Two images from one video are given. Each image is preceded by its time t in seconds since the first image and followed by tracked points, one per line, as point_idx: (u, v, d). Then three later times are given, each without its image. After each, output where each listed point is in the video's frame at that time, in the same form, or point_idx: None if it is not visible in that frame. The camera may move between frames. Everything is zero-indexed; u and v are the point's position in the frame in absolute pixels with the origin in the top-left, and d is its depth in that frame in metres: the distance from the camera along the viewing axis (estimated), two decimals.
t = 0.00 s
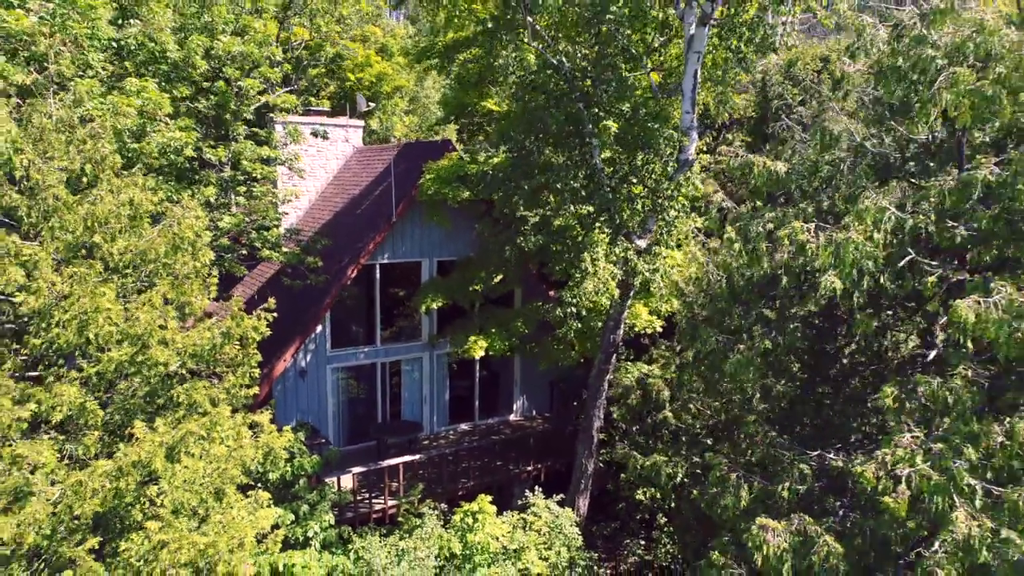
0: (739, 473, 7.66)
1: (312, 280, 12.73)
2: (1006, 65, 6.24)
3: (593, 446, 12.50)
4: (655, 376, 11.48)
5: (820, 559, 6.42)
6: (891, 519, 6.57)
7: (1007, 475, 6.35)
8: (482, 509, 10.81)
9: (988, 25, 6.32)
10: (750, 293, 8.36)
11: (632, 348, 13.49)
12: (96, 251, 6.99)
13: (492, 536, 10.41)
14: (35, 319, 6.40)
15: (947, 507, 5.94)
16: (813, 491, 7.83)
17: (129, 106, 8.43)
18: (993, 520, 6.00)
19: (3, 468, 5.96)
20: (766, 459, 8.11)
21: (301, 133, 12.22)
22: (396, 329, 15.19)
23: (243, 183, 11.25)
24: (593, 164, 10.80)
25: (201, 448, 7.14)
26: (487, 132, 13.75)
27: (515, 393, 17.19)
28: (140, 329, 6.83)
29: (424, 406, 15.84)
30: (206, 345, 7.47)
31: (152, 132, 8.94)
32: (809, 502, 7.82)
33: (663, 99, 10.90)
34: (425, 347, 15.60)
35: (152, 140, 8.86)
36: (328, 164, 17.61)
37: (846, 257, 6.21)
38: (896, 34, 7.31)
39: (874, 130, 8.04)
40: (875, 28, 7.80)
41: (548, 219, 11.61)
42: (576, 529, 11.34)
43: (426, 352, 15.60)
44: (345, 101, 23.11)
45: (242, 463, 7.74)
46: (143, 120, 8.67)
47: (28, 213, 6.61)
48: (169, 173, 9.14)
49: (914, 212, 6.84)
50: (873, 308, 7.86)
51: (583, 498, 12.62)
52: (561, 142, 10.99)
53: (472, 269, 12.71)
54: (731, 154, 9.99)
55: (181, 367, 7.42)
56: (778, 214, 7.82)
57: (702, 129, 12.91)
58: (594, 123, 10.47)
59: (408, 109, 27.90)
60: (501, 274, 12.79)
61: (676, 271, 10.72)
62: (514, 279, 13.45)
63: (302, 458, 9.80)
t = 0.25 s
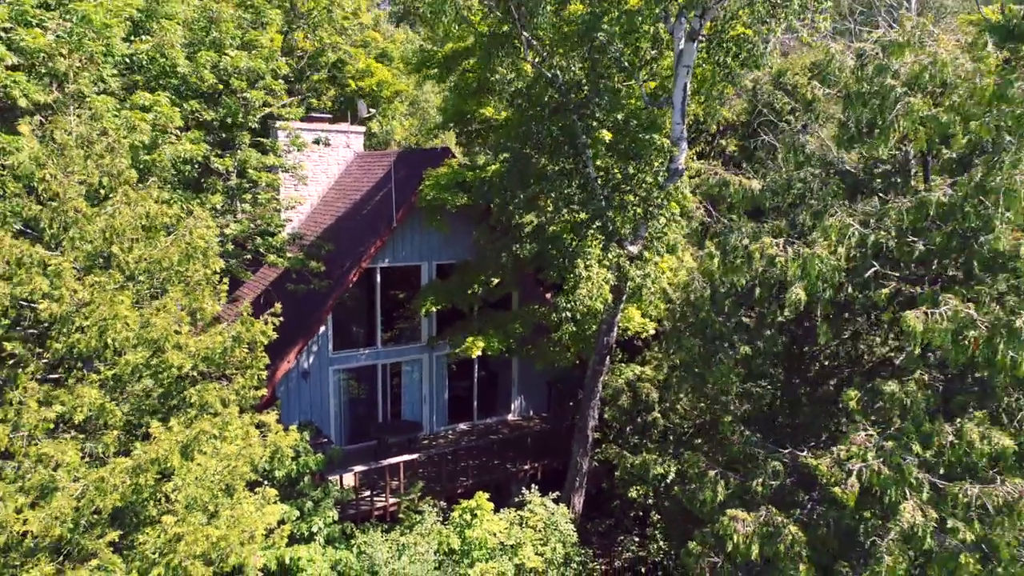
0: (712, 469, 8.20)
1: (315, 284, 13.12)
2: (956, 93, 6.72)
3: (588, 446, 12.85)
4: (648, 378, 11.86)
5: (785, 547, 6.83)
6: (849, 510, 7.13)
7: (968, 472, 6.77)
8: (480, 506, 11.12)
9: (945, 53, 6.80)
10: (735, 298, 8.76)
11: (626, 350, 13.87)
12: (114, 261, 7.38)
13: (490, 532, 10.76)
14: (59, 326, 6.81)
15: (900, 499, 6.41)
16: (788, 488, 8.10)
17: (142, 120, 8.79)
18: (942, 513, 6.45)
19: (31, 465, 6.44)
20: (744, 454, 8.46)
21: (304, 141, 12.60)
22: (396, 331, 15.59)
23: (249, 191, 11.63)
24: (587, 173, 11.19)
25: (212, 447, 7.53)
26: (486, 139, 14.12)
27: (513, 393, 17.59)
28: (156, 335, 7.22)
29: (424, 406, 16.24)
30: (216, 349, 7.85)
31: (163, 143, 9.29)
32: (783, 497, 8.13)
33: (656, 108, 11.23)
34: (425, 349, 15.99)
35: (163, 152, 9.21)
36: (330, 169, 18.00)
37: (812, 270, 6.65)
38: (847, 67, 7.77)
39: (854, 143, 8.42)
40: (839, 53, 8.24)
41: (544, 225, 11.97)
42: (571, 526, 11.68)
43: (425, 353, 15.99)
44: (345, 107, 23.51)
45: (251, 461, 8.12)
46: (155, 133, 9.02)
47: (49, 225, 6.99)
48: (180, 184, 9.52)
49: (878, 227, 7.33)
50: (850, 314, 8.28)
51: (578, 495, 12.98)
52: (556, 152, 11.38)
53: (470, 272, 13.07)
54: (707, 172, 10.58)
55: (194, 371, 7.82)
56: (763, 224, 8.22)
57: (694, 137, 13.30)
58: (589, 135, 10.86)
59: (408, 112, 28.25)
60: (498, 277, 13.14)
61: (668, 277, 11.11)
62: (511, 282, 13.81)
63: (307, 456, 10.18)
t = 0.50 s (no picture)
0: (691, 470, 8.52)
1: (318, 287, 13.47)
2: (921, 115, 7.12)
3: (583, 446, 13.17)
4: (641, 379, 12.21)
5: (758, 537, 7.12)
6: (816, 503, 7.51)
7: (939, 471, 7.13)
8: (478, 504, 11.48)
9: (915, 75, 7.23)
10: (723, 303, 9.12)
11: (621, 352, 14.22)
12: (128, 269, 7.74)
13: (487, 529, 11.11)
14: (76, 331, 7.16)
15: (865, 494, 6.81)
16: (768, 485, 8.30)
17: (153, 132, 9.12)
18: (903, 506, 6.89)
19: (51, 463, 6.76)
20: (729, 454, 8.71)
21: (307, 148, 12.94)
22: (397, 333, 15.95)
23: (254, 198, 11.98)
24: (582, 181, 11.55)
25: (221, 446, 7.89)
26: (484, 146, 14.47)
27: (512, 394, 17.95)
28: (169, 339, 7.60)
29: (424, 407, 16.59)
30: (225, 353, 8.20)
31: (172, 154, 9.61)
32: (758, 492, 8.24)
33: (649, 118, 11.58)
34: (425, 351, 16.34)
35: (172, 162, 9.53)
36: (332, 174, 18.33)
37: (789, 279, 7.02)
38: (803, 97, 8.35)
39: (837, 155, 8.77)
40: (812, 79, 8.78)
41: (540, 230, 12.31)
42: (567, 523, 12.00)
43: (425, 355, 16.35)
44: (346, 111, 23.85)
45: (259, 460, 8.49)
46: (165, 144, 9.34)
47: (69, 235, 7.41)
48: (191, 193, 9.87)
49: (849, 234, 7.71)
50: (832, 319, 8.64)
51: (574, 494, 13.30)
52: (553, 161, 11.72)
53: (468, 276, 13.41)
54: (695, 185, 10.84)
55: (203, 373, 8.18)
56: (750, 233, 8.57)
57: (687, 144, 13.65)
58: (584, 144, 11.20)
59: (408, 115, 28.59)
60: (496, 282, 13.47)
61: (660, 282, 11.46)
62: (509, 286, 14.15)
63: (311, 455, 10.53)
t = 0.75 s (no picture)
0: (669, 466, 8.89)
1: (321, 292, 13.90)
2: (883, 138, 7.57)
3: (578, 445, 13.57)
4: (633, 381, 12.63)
5: (729, 526, 7.38)
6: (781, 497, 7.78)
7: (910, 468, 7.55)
8: (475, 501, 11.99)
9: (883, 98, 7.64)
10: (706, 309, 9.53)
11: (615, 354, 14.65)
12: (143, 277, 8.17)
13: (485, 525, 11.56)
14: (95, 336, 7.58)
15: (828, 489, 7.20)
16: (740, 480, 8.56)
17: (163, 146, 9.48)
18: (861, 499, 7.25)
19: (72, 462, 7.17)
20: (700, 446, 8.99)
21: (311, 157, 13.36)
22: (396, 336, 16.38)
23: (259, 206, 12.40)
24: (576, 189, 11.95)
25: (231, 445, 8.32)
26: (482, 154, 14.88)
27: (509, 394, 18.39)
28: (183, 344, 8.05)
29: (423, 407, 17.02)
30: (234, 357, 8.61)
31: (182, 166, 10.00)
32: (731, 485, 8.52)
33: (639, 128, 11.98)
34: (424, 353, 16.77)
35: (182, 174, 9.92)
36: (333, 179, 18.74)
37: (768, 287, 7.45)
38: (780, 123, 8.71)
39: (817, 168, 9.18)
40: (793, 97, 9.17)
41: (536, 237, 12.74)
42: (562, 520, 12.36)
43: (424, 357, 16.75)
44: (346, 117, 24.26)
45: (265, 459, 8.91)
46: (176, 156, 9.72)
47: (87, 246, 7.83)
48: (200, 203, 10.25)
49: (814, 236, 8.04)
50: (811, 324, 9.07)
51: (569, 492, 13.69)
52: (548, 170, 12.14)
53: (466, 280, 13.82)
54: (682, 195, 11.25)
55: (214, 376, 8.61)
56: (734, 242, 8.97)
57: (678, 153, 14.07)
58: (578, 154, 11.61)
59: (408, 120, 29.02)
60: (492, 287, 13.81)
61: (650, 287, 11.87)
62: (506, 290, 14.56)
63: (315, 454, 10.94)
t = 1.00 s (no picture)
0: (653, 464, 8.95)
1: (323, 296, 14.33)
2: (860, 154, 7.93)
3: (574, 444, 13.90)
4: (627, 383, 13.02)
5: (712, 522, 7.83)
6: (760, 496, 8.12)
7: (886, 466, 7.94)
8: (474, 499, 12.21)
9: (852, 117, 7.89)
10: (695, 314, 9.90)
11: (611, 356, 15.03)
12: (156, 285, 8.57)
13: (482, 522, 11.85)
14: (111, 341, 7.97)
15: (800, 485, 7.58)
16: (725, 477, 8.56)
17: (172, 157, 9.85)
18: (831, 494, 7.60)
19: (90, 460, 7.56)
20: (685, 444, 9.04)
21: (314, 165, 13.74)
22: (397, 338, 16.79)
23: (263, 213, 12.78)
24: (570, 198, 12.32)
25: (240, 445, 8.71)
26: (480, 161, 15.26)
27: (507, 395, 18.78)
28: (194, 348, 8.46)
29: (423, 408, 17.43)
30: (241, 361, 9.00)
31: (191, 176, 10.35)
32: (715, 482, 8.62)
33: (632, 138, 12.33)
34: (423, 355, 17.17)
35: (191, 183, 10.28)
36: (335, 183, 19.12)
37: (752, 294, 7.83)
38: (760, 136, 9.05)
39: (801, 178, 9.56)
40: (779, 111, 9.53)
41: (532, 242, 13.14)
42: (559, 519, 12.60)
43: (425, 358, 17.06)
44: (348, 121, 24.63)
45: (272, 457, 9.33)
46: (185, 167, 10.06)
47: (103, 254, 8.21)
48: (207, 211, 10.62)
49: (788, 246, 8.40)
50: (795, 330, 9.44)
51: (565, 491, 14.02)
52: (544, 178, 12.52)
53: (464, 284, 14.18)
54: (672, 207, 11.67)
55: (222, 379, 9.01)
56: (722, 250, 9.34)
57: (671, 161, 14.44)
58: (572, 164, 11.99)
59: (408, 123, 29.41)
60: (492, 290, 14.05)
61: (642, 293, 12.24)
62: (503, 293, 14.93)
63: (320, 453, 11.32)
